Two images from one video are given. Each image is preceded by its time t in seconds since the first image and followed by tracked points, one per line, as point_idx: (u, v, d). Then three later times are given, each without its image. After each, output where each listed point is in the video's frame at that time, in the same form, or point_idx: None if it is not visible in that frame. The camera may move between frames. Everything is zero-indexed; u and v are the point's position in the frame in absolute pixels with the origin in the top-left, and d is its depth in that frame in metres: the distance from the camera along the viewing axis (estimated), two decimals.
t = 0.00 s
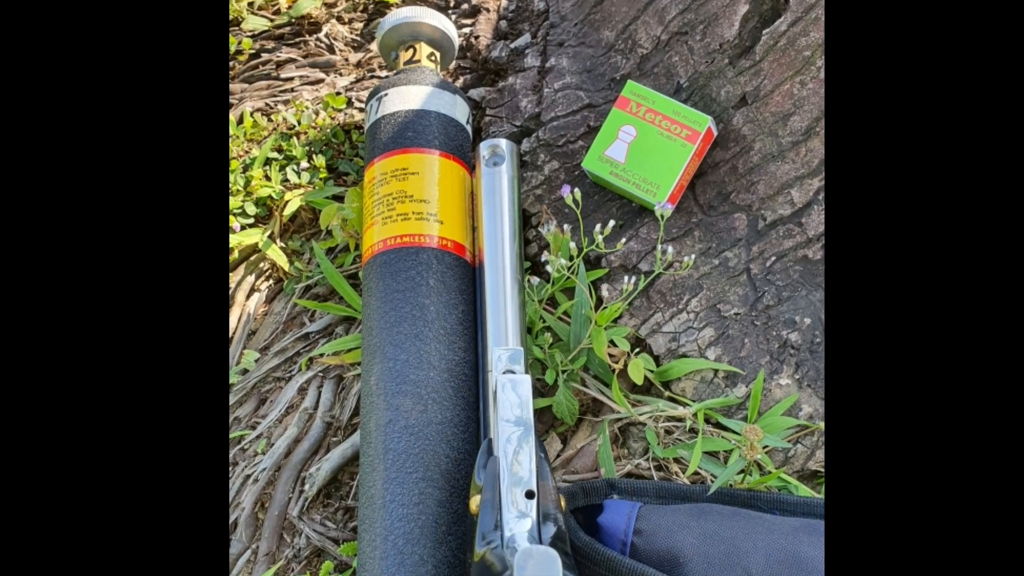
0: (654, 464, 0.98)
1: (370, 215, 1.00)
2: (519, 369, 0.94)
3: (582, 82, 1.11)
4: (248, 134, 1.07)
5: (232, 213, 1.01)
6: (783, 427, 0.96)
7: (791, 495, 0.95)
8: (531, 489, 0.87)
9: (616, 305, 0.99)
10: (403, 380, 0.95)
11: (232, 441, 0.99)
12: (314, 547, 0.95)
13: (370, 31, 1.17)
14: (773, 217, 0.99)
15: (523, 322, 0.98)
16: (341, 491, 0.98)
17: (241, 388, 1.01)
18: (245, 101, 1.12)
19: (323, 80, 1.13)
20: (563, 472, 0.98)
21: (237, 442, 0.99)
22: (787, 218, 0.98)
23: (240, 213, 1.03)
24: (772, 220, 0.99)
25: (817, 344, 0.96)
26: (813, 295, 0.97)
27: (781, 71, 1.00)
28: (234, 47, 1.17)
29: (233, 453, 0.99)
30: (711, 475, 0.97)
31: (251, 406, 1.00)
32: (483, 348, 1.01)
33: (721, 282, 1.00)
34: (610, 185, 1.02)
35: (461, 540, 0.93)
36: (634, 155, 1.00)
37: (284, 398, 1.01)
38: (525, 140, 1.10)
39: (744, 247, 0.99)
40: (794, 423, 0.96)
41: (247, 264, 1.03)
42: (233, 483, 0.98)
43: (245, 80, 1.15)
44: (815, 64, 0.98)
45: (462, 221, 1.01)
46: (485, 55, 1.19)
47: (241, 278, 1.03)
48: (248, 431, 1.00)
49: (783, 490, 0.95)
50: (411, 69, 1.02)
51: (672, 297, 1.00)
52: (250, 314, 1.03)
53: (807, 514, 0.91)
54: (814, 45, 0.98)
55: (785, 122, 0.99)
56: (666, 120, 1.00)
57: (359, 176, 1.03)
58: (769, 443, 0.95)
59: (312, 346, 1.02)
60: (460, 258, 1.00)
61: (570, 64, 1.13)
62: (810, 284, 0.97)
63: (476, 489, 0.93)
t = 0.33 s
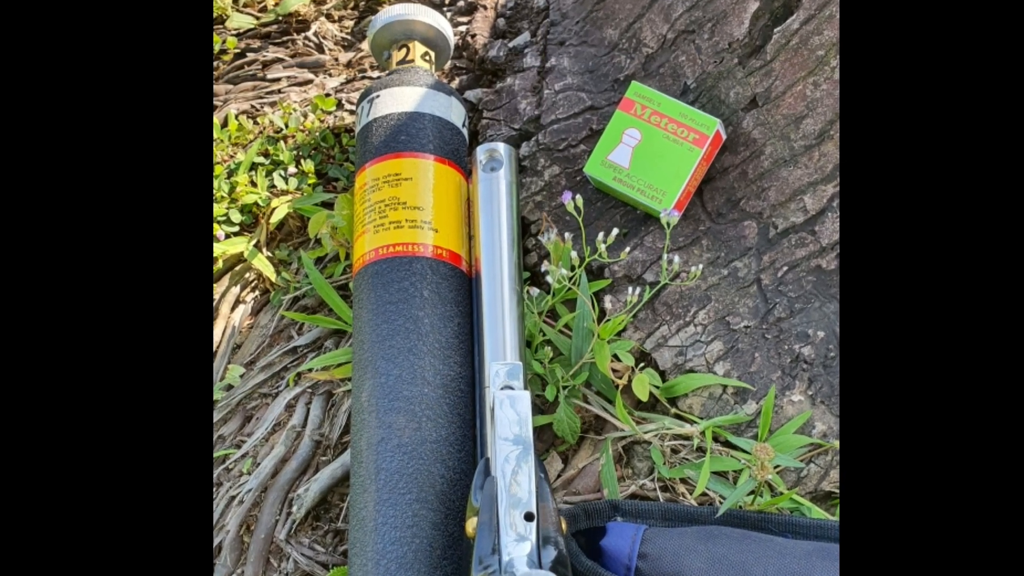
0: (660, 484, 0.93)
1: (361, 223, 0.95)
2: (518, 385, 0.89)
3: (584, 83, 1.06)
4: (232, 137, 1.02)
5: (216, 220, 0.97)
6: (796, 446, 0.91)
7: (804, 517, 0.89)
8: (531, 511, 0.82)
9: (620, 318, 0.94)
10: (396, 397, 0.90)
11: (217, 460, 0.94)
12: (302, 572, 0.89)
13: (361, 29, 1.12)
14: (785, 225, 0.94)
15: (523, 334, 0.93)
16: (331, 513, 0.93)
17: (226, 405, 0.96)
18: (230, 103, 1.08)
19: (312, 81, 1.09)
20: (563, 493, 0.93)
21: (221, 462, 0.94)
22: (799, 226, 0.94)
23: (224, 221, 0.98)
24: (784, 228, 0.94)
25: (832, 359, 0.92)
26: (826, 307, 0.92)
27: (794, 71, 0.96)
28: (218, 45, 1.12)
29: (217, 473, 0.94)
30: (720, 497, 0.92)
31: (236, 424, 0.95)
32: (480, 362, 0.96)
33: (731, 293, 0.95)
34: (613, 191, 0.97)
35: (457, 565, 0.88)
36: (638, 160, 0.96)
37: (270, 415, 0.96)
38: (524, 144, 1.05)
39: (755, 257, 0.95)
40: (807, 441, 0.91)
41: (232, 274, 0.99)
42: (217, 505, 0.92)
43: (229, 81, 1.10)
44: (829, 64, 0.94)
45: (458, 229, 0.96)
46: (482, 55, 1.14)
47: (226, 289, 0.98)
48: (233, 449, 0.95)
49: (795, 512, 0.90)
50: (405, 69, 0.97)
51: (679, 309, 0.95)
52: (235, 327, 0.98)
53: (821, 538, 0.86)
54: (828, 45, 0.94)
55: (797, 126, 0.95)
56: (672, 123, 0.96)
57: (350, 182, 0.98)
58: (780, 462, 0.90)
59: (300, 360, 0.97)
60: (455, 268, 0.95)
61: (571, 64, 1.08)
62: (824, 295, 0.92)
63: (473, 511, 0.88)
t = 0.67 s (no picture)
0: (666, 507, 0.88)
1: (351, 232, 0.90)
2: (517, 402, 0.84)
3: (586, 84, 1.01)
4: (215, 141, 0.97)
5: (198, 229, 0.92)
6: (810, 467, 0.86)
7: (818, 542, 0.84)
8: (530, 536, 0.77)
9: (624, 332, 0.90)
10: (388, 415, 0.86)
11: (199, 482, 0.89)
12: None
13: (351, 28, 1.08)
14: (798, 234, 0.89)
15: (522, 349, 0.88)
16: (319, 536, 0.87)
17: (208, 424, 0.91)
18: (213, 105, 1.03)
19: (299, 82, 1.04)
20: (564, 517, 0.88)
21: (204, 483, 0.89)
22: (813, 234, 0.89)
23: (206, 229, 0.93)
24: (797, 237, 0.89)
25: (847, 375, 0.87)
26: (842, 320, 0.87)
27: (808, 72, 0.91)
28: (200, 45, 1.07)
29: (199, 495, 0.88)
30: (729, 521, 0.86)
31: (219, 443, 0.90)
32: (477, 378, 0.91)
33: (741, 306, 0.90)
34: (617, 198, 0.92)
35: None
36: (644, 165, 0.91)
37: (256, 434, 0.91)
38: (523, 148, 1.00)
39: (766, 267, 0.90)
40: (822, 462, 0.86)
41: (216, 286, 0.94)
42: (199, 528, 0.87)
43: (212, 82, 1.05)
44: (844, 64, 0.89)
45: (454, 238, 0.91)
46: (479, 55, 1.09)
47: (209, 301, 0.93)
48: (216, 470, 0.90)
49: (809, 536, 0.85)
50: (397, 69, 0.93)
51: (686, 322, 0.90)
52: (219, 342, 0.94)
53: (836, 564, 0.81)
54: (843, 44, 0.89)
55: (811, 129, 0.90)
56: (679, 126, 0.91)
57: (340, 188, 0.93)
58: (793, 484, 0.85)
59: (287, 377, 0.92)
60: (451, 279, 0.90)
61: (573, 64, 1.03)
62: (839, 308, 0.88)
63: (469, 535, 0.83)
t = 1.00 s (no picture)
0: (673, 532, 0.83)
1: (340, 241, 0.85)
2: (516, 422, 0.79)
3: (588, 85, 0.96)
4: (197, 145, 0.93)
5: (179, 238, 0.87)
6: (824, 490, 0.80)
7: (835, 569, 0.78)
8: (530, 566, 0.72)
9: (629, 347, 0.85)
10: (379, 436, 0.81)
11: (179, 506, 0.84)
12: None
13: (340, 26, 1.03)
14: (812, 244, 0.85)
15: (521, 365, 0.83)
16: (306, 564, 0.82)
17: (189, 444, 0.86)
18: (194, 107, 0.98)
19: (285, 83, 0.99)
20: (565, 543, 0.83)
21: (184, 507, 0.84)
22: (829, 244, 0.84)
23: (188, 239, 0.89)
24: (811, 247, 0.85)
25: (864, 394, 0.82)
26: (859, 335, 0.83)
27: (823, 72, 0.86)
28: (181, 43, 1.02)
29: (179, 520, 0.83)
30: (740, 547, 0.81)
31: (200, 465, 0.86)
32: (473, 396, 0.86)
33: (752, 319, 0.85)
34: (622, 205, 0.88)
35: None
36: (649, 171, 0.86)
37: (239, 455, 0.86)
38: (522, 153, 0.95)
39: (779, 279, 0.85)
40: (837, 484, 0.81)
41: (198, 298, 0.89)
42: (179, 556, 0.81)
43: (193, 82, 1.00)
44: (861, 64, 0.85)
45: (449, 247, 0.86)
46: (475, 54, 1.04)
47: (190, 315, 0.89)
48: (198, 493, 0.85)
49: (824, 562, 0.79)
50: (389, 70, 0.88)
51: (694, 337, 0.86)
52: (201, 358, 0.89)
53: None
54: (861, 42, 0.85)
55: (827, 132, 0.85)
56: (687, 129, 0.86)
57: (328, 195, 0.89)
58: (807, 508, 0.79)
59: (273, 395, 0.88)
60: (446, 291, 0.85)
61: (574, 64, 0.98)
62: (856, 322, 0.83)
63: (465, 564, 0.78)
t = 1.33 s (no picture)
0: (682, 561, 0.78)
1: (327, 252, 0.80)
2: (514, 444, 0.74)
3: (591, 85, 0.91)
4: (176, 150, 0.88)
5: (158, 249, 0.83)
6: (841, 516, 0.75)
7: None
8: None
9: (634, 364, 0.80)
10: (368, 458, 0.76)
11: (157, 533, 0.79)
12: None
13: (327, 23, 0.98)
14: (829, 255, 0.80)
15: (519, 384, 0.79)
16: None
17: (167, 467, 0.81)
18: (173, 109, 0.94)
19: (269, 84, 0.94)
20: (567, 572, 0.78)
21: (162, 535, 0.79)
22: (846, 255, 0.79)
23: (167, 249, 0.84)
24: (827, 258, 0.80)
25: (884, 414, 0.77)
26: (878, 351, 0.78)
27: (840, 73, 0.82)
28: (158, 42, 0.97)
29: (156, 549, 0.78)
30: None
31: (180, 489, 0.81)
32: (469, 415, 0.81)
33: (764, 335, 0.80)
34: (626, 214, 0.83)
35: None
36: (655, 177, 0.81)
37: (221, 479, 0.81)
38: (521, 158, 0.90)
39: (794, 292, 0.80)
40: (854, 510, 0.75)
41: (177, 312, 0.85)
42: None
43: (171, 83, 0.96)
44: (881, 64, 0.80)
45: (443, 258, 0.81)
46: (471, 54, 1.00)
47: (168, 330, 0.84)
48: (177, 519, 0.80)
49: None
50: (380, 70, 0.83)
51: (703, 354, 0.81)
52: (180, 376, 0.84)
53: None
54: (880, 41, 0.81)
55: (844, 137, 0.81)
56: (695, 134, 0.81)
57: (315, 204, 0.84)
58: (823, 535, 0.74)
59: (256, 416, 0.83)
60: (440, 305, 0.80)
61: (576, 64, 0.93)
62: (875, 338, 0.78)
63: None
